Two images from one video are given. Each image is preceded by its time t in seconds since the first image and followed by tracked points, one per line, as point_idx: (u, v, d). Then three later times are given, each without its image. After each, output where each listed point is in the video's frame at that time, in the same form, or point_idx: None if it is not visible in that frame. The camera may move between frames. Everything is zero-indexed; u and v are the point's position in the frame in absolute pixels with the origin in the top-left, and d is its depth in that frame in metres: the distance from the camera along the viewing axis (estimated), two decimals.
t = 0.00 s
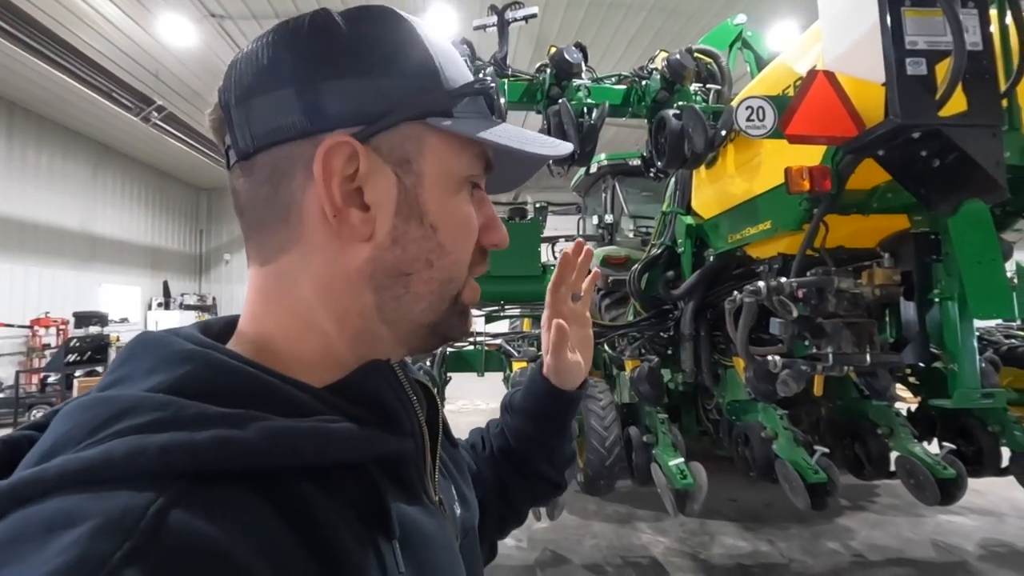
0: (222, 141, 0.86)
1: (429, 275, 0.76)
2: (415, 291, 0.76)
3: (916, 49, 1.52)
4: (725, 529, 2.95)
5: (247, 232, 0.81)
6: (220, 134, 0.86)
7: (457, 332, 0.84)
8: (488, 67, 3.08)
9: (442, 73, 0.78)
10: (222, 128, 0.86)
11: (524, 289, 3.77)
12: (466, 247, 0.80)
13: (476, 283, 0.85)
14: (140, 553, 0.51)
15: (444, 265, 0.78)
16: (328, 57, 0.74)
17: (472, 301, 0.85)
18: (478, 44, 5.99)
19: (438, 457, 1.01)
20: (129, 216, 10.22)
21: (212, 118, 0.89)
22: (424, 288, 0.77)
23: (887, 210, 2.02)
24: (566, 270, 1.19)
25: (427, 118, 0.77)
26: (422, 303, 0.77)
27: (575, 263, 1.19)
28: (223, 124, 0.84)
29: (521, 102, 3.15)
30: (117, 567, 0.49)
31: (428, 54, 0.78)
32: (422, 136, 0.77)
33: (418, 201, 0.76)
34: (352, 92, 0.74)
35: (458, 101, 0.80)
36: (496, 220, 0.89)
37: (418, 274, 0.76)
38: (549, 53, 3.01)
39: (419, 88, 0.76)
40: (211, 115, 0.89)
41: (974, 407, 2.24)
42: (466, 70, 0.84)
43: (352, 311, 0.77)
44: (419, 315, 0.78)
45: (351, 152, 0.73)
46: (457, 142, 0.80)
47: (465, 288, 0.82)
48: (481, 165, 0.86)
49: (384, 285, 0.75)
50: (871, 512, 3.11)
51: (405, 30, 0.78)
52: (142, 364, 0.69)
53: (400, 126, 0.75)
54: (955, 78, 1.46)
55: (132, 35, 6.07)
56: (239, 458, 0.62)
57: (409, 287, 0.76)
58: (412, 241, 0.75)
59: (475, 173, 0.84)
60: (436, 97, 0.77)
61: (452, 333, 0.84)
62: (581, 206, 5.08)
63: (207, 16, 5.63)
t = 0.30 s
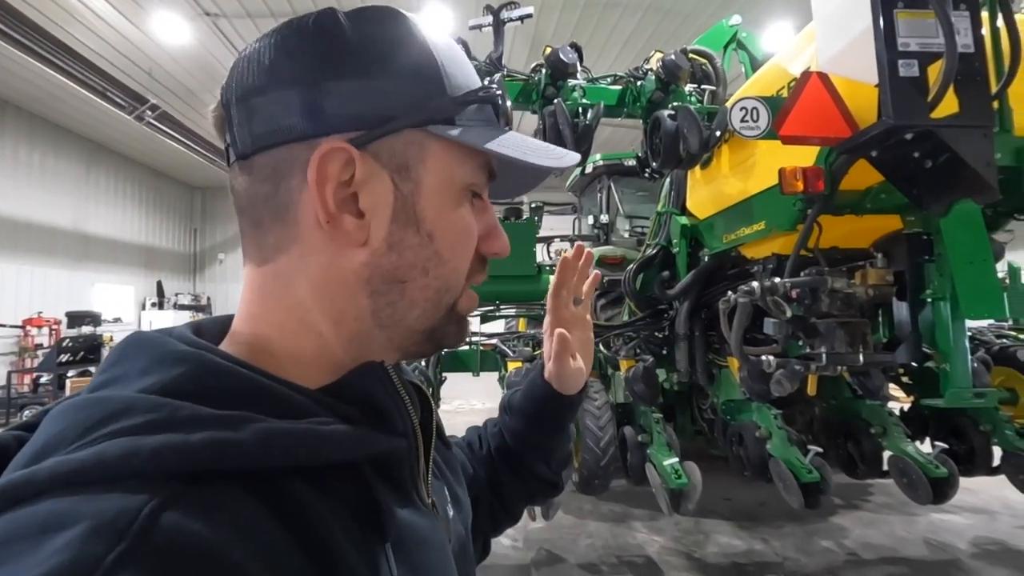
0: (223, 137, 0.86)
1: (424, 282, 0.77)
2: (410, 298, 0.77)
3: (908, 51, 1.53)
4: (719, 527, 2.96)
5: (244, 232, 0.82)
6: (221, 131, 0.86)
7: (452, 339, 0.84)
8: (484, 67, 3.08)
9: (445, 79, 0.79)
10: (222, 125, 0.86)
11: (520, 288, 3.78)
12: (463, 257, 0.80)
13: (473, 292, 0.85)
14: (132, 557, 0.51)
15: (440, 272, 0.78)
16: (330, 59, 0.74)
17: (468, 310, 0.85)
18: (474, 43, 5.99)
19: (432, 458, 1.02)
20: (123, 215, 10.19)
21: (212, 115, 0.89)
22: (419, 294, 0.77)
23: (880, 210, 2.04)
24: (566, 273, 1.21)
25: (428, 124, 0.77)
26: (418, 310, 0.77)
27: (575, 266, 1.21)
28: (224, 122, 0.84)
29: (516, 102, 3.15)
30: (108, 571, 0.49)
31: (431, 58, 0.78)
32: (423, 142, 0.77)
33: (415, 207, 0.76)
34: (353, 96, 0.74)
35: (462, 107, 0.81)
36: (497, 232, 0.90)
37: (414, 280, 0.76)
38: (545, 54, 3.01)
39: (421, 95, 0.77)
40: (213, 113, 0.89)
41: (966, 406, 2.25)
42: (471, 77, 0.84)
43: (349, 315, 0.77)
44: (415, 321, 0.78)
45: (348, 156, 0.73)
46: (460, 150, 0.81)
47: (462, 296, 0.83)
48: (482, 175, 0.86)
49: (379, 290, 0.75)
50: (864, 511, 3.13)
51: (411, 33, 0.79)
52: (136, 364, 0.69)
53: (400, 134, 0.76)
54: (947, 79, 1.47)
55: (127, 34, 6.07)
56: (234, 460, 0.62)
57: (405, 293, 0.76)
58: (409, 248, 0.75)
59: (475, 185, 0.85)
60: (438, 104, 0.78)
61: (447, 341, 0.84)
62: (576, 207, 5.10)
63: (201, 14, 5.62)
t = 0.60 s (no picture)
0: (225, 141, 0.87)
1: (412, 290, 0.75)
2: (399, 304, 0.76)
3: (901, 54, 1.54)
4: (714, 527, 2.97)
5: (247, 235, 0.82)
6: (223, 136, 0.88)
7: (451, 346, 0.82)
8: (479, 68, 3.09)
9: (431, 75, 0.77)
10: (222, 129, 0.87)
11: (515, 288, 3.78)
12: (458, 264, 0.78)
13: (473, 299, 0.83)
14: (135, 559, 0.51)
15: (430, 279, 0.76)
16: (314, 60, 0.74)
17: (469, 316, 0.83)
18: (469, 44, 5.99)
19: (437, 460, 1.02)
20: (116, 215, 10.14)
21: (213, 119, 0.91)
22: (409, 300, 0.76)
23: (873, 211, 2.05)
24: (565, 276, 1.19)
25: (409, 124, 0.75)
26: (408, 316, 0.76)
27: (573, 268, 1.18)
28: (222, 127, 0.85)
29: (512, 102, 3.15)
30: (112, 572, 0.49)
31: (416, 54, 0.77)
32: (409, 144, 0.75)
33: (399, 213, 0.75)
34: (335, 98, 0.74)
35: (450, 103, 0.78)
36: (505, 235, 0.86)
37: (402, 286, 0.75)
38: (540, 55, 3.03)
39: (404, 94, 0.75)
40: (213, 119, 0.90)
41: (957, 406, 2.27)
42: (466, 68, 0.81)
43: (342, 319, 0.77)
44: (407, 329, 0.77)
45: (323, 163, 0.73)
46: (451, 151, 0.78)
47: (460, 304, 0.81)
48: (484, 174, 0.83)
49: (367, 295, 0.75)
50: (857, 510, 3.15)
51: (397, 28, 0.77)
52: (142, 366, 0.70)
53: (382, 135, 0.74)
54: (939, 83, 1.49)
55: (121, 32, 6.05)
56: (237, 461, 0.62)
57: (393, 299, 0.75)
58: (393, 254, 0.74)
59: (475, 186, 0.82)
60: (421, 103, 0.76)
61: (445, 348, 0.82)
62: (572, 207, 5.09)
63: (195, 13, 5.60)
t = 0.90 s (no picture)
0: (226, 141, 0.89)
1: (404, 285, 0.74)
2: (392, 301, 0.74)
3: (893, 56, 1.56)
4: (708, 527, 2.98)
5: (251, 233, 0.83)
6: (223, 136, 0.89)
7: (452, 343, 0.80)
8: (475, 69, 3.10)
9: (412, 61, 0.75)
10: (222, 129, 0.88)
11: (510, 289, 3.79)
12: (454, 258, 0.76)
13: (476, 294, 0.80)
14: (144, 553, 0.52)
15: (421, 274, 0.74)
16: (298, 58, 0.74)
17: (473, 310, 0.81)
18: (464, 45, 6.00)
19: (445, 458, 1.02)
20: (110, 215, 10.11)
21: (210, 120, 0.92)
22: (401, 297, 0.74)
23: (865, 212, 2.07)
24: (565, 273, 1.20)
25: (388, 115, 0.74)
26: (401, 314, 0.75)
27: (573, 263, 1.20)
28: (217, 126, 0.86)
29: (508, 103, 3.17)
30: (122, 567, 0.50)
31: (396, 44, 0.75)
32: (392, 136, 0.74)
33: (384, 206, 0.74)
34: (322, 95, 0.74)
35: (433, 90, 0.77)
36: (509, 226, 0.83)
37: (392, 282, 0.74)
38: (536, 56, 3.03)
39: (386, 85, 0.74)
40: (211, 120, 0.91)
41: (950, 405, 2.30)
42: (450, 51, 0.79)
43: (339, 318, 0.77)
44: (402, 326, 0.75)
45: (305, 159, 0.73)
46: (438, 140, 0.76)
47: (460, 299, 0.78)
48: (481, 162, 0.80)
49: (359, 292, 0.74)
50: (851, 510, 3.16)
51: (379, 18, 0.76)
52: (153, 362, 0.70)
53: (362, 128, 0.74)
54: (931, 85, 1.50)
55: (115, 32, 6.03)
56: (246, 458, 0.62)
57: (385, 295, 0.74)
58: (381, 250, 0.73)
59: (471, 175, 0.79)
60: (399, 93, 0.74)
61: (444, 345, 0.80)
62: (567, 208, 5.10)
63: (190, 13, 5.59)
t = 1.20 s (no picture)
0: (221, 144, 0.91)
1: (380, 274, 0.73)
2: (369, 291, 0.74)
3: (885, 62, 1.58)
4: (703, 529, 2.99)
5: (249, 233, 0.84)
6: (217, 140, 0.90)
7: (439, 331, 0.79)
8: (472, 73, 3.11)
9: (356, 41, 0.74)
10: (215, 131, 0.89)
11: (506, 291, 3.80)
12: (430, 243, 0.76)
13: (461, 278, 0.79)
14: (151, 549, 0.52)
15: (394, 261, 0.73)
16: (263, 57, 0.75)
17: (462, 296, 0.79)
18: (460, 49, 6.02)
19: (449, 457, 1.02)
20: (105, 217, 10.08)
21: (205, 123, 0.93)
22: (379, 288, 0.74)
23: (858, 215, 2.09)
24: (568, 277, 1.20)
25: (341, 102, 0.73)
26: (381, 304, 0.74)
27: (578, 268, 1.20)
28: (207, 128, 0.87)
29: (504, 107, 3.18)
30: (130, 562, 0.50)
31: (337, 33, 0.74)
32: (348, 124, 0.74)
33: (348, 197, 0.74)
34: (307, 91, 0.74)
35: (381, 71, 0.75)
36: (491, 207, 0.83)
37: (367, 272, 0.73)
38: (531, 60, 3.03)
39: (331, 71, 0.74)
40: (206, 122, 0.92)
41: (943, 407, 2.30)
42: (393, 23, 0.76)
43: (333, 315, 0.78)
44: (385, 317, 0.75)
45: (268, 158, 0.76)
46: (398, 123, 0.75)
47: (441, 284, 0.77)
48: (449, 138, 0.79)
49: (337, 285, 0.74)
50: (845, 512, 3.18)
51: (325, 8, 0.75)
52: (160, 359, 0.70)
53: (318, 121, 0.74)
54: (922, 90, 1.52)
55: (110, 33, 6.01)
56: (253, 454, 0.63)
57: (362, 287, 0.74)
58: (352, 241, 0.73)
59: (439, 152, 0.78)
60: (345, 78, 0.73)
61: (433, 334, 0.79)
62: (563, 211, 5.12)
63: (186, 15, 5.59)
